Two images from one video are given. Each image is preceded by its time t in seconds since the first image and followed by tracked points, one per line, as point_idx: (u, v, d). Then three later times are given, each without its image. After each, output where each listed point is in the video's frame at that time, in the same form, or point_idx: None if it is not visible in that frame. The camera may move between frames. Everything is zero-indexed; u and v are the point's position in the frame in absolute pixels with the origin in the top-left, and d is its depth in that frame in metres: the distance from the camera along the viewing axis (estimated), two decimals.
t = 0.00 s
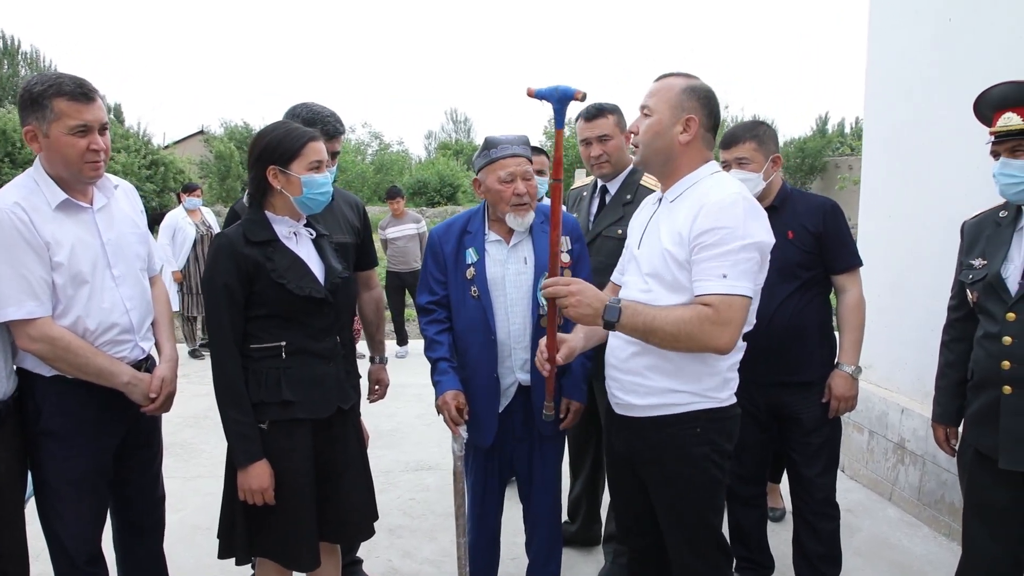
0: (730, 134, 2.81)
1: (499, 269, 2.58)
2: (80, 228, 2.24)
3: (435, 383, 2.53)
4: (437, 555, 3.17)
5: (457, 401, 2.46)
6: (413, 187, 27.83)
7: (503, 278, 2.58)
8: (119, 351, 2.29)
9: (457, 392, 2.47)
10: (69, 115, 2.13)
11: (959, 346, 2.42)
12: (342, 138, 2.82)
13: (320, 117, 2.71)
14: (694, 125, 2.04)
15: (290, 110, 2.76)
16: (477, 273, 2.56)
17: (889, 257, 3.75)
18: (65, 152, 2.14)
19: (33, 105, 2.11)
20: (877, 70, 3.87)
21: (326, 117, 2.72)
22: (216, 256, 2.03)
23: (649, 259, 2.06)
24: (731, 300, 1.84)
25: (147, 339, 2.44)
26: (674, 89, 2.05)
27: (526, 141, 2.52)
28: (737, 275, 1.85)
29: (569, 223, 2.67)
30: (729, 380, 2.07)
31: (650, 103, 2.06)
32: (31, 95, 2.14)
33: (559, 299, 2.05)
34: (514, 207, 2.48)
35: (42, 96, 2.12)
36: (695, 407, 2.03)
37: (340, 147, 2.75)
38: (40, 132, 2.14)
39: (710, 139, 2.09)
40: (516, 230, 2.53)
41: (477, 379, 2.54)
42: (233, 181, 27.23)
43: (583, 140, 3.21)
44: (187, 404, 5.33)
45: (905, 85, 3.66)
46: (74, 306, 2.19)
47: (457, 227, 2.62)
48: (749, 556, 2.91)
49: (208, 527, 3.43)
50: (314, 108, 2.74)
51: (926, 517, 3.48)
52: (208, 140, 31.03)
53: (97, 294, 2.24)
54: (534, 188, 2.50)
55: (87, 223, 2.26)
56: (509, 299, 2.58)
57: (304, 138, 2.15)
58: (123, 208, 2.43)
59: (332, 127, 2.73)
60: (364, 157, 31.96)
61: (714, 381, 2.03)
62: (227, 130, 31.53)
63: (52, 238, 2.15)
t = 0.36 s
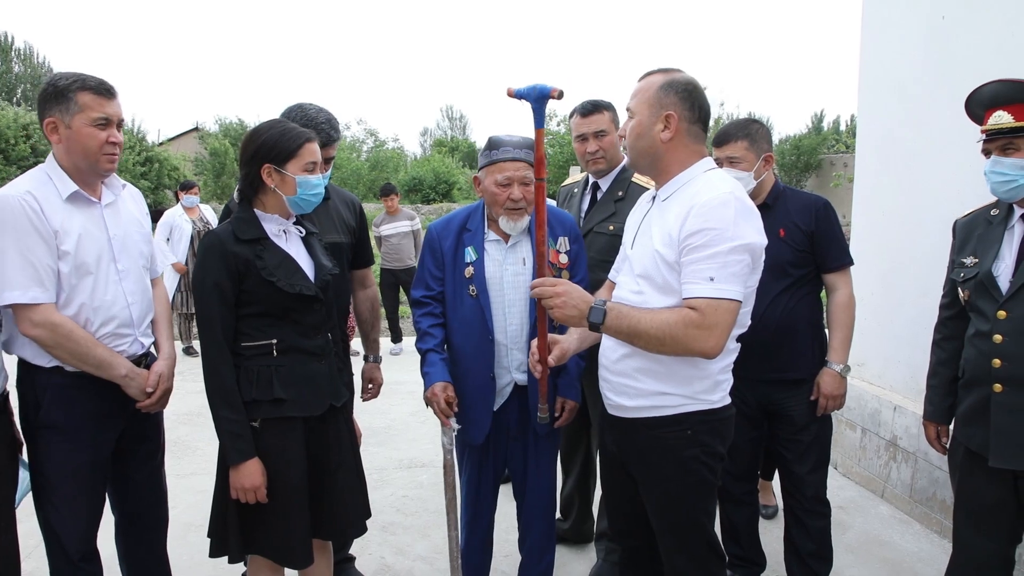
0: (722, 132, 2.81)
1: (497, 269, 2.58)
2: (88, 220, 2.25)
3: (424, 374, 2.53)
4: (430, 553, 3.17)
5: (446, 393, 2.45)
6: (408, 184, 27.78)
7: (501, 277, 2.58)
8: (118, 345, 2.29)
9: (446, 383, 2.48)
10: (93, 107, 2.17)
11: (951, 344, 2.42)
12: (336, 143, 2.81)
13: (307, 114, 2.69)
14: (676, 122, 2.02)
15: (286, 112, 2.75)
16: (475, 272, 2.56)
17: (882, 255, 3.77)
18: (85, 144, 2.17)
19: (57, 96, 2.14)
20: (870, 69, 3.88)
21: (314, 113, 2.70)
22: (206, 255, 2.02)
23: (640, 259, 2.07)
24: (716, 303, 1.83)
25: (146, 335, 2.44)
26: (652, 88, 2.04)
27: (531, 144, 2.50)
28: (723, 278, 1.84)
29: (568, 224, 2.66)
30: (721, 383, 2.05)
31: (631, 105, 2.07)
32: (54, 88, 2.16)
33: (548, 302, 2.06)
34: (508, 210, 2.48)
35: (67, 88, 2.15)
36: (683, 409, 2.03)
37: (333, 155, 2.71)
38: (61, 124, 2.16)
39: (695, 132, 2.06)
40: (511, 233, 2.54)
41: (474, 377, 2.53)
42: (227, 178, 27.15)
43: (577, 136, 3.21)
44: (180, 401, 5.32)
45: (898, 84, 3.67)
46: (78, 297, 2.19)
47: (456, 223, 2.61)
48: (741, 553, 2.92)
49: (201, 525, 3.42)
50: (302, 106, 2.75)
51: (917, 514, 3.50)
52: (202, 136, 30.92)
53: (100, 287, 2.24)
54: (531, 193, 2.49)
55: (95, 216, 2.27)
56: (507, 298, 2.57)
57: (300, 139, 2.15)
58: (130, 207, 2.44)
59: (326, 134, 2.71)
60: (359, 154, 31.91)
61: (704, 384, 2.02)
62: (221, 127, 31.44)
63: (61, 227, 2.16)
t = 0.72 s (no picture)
0: (719, 129, 2.81)
1: (499, 269, 2.58)
2: (119, 214, 2.36)
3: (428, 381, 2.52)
4: (428, 550, 3.17)
5: (448, 399, 2.45)
6: (407, 181, 27.76)
7: (504, 277, 2.57)
8: (134, 336, 2.37)
9: (450, 391, 2.47)
10: (139, 110, 2.31)
11: (948, 339, 2.42)
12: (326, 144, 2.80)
13: (293, 114, 2.67)
14: (660, 122, 2.01)
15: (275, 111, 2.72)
16: (478, 271, 2.55)
17: (879, 250, 3.76)
18: (130, 144, 2.31)
19: (106, 97, 2.28)
20: (868, 64, 3.87)
21: (299, 112, 2.67)
22: (201, 254, 2.02)
23: (643, 256, 2.06)
24: (725, 301, 1.86)
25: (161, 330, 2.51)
26: (629, 93, 2.03)
27: (531, 142, 2.48)
28: (731, 276, 1.86)
29: (568, 222, 2.66)
30: (727, 374, 2.08)
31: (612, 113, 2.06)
32: (103, 90, 2.30)
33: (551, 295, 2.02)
34: (506, 210, 2.49)
35: (116, 91, 2.29)
36: (690, 402, 2.03)
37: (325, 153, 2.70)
38: (108, 123, 2.29)
39: (683, 127, 2.05)
40: (509, 233, 2.55)
41: (474, 376, 2.52)
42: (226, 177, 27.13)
43: (571, 133, 3.22)
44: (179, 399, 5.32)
45: (895, 79, 3.66)
46: (99, 284, 2.28)
47: (457, 221, 2.59)
48: (739, 549, 2.92)
49: (199, 523, 3.42)
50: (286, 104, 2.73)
51: (916, 509, 3.50)
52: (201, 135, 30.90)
53: (122, 277, 2.33)
54: (529, 193, 2.48)
55: (125, 212, 2.38)
56: (509, 297, 2.57)
57: (292, 135, 2.14)
58: (158, 209, 2.56)
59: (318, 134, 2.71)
60: (358, 151, 31.88)
61: (713, 376, 2.04)
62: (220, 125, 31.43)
63: (94, 217, 2.27)
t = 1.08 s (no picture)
0: (716, 131, 2.80)
1: (496, 271, 2.58)
2: (135, 215, 2.38)
3: (430, 381, 2.53)
4: (426, 550, 3.18)
5: (452, 397, 2.47)
6: (407, 181, 27.77)
7: (501, 280, 2.57)
8: (142, 334, 2.37)
9: (452, 389, 2.48)
10: (159, 117, 2.35)
11: (942, 339, 2.42)
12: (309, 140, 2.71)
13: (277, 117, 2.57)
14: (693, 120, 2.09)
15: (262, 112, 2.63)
16: (475, 273, 2.55)
17: (877, 250, 3.76)
18: (148, 149, 2.35)
19: (128, 103, 2.32)
20: (867, 64, 3.86)
21: (283, 115, 2.55)
22: (197, 255, 2.03)
23: (656, 258, 2.01)
24: (772, 287, 1.84)
25: (168, 329, 2.52)
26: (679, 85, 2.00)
27: (530, 147, 2.49)
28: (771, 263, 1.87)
29: (567, 224, 2.68)
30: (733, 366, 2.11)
31: (674, 100, 1.95)
32: (127, 97, 2.35)
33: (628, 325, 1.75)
34: (507, 214, 2.49)
35: (138, 97, 2.34)
36: (706, 395, 2.03)
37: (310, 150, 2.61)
38: (128, 128, 2.33)
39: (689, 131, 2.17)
40: (509, 239, 2.56)
41: (471, 377, 2.52)
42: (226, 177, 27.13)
43: (567, 134, 3.21)
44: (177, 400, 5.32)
45: (892, 79, 3.66)
46: (111, 281, 2.29)
47: (455, 224, 2.59)
48: (735, 548, 2.93)
49: (197, 523, 3.42)
50: (270, 108, 2.63)
51: (912, 508, 3.50)
52: (200, 134, 30.89)
53: (134, 275, 2.34)
54: (529, 197, 2.49)
55: (141, 213, 2.40)
56: (507, 301, 2.57)
57: (287, 136, 2.15)
58: (171, 214, 2.57)
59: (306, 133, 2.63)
60: (357, 151, 31.89)
61: (723, 368, 2.06)
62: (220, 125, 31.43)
63: (111, 215, 2.29)
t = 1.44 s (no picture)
0: (713, 129, 2.81)
1: (491, 269, 2.58)
2: (127, 214, 2.38)
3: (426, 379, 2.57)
4: (421, 547, 3.19)
5: (446, 394, 2.49)
6: (405, 180, 27.77)
7: (496, 277, 2.58)
8: (133, 333, 2.39)
9: (447, 387, 2.51)
10: (146, 115, 2.37)
11: (934, 335, 2.40)
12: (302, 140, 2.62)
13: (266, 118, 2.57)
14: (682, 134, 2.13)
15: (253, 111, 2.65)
16: (470, 272, 2.56)
17: (872, 247, 3.77)
18: (137, 147, 2.36)
19: (116, 103, 2.34)
20: (861, 62, 3.87)
21: (273, 115, 2.56)
22: (192, 253, 2.04)
23: (666, 255, 1.96)
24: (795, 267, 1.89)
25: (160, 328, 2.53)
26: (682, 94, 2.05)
27: (524, 144, 2.50)
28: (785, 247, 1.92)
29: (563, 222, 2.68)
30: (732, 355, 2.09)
31: (684, 105, 1.99)
32: (115, 98, 2.37)
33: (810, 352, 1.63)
34: (501, 211, 2.50)
35: (125, 97, 2.36)
36: (717, 386, 1.98)
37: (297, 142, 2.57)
38: (117, 128, 2.35)
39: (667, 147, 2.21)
40: (504, 234, 2.55)
41: (467, 374, 2.54)
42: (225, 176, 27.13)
43: (568, 131, 3.20)
44: (175, 399, 5.33)
45: (888, 76, 3.67)
46: (100, 279, 2.31)
47: (450, 222, 2.60)
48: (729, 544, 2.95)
49: (193, 522, 3.44)
50: (260, 110, 2.64)
51: (907, 505, 3.51)
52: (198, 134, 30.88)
53: (124, 274, 2.35)
54: (524, 194, 2.50)
55: (133, 213, 2.41)
56: (502, 298, 2.57)
57: (280, 136, 2.16)
58: (165, 213, 2.58)
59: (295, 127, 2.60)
60: (356, 150, 31.89)
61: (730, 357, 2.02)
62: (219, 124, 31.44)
63: (101, 214, 2.30)
